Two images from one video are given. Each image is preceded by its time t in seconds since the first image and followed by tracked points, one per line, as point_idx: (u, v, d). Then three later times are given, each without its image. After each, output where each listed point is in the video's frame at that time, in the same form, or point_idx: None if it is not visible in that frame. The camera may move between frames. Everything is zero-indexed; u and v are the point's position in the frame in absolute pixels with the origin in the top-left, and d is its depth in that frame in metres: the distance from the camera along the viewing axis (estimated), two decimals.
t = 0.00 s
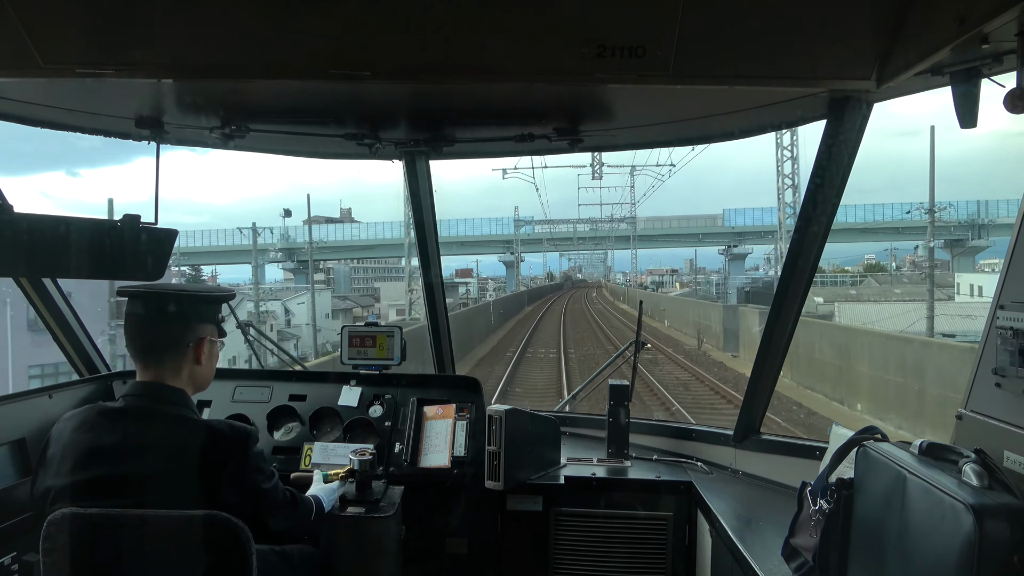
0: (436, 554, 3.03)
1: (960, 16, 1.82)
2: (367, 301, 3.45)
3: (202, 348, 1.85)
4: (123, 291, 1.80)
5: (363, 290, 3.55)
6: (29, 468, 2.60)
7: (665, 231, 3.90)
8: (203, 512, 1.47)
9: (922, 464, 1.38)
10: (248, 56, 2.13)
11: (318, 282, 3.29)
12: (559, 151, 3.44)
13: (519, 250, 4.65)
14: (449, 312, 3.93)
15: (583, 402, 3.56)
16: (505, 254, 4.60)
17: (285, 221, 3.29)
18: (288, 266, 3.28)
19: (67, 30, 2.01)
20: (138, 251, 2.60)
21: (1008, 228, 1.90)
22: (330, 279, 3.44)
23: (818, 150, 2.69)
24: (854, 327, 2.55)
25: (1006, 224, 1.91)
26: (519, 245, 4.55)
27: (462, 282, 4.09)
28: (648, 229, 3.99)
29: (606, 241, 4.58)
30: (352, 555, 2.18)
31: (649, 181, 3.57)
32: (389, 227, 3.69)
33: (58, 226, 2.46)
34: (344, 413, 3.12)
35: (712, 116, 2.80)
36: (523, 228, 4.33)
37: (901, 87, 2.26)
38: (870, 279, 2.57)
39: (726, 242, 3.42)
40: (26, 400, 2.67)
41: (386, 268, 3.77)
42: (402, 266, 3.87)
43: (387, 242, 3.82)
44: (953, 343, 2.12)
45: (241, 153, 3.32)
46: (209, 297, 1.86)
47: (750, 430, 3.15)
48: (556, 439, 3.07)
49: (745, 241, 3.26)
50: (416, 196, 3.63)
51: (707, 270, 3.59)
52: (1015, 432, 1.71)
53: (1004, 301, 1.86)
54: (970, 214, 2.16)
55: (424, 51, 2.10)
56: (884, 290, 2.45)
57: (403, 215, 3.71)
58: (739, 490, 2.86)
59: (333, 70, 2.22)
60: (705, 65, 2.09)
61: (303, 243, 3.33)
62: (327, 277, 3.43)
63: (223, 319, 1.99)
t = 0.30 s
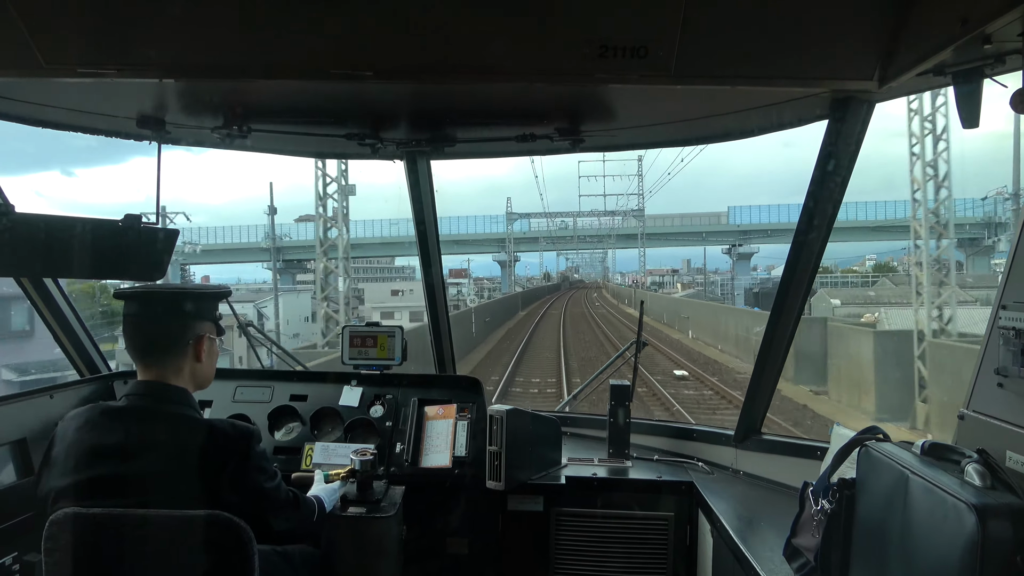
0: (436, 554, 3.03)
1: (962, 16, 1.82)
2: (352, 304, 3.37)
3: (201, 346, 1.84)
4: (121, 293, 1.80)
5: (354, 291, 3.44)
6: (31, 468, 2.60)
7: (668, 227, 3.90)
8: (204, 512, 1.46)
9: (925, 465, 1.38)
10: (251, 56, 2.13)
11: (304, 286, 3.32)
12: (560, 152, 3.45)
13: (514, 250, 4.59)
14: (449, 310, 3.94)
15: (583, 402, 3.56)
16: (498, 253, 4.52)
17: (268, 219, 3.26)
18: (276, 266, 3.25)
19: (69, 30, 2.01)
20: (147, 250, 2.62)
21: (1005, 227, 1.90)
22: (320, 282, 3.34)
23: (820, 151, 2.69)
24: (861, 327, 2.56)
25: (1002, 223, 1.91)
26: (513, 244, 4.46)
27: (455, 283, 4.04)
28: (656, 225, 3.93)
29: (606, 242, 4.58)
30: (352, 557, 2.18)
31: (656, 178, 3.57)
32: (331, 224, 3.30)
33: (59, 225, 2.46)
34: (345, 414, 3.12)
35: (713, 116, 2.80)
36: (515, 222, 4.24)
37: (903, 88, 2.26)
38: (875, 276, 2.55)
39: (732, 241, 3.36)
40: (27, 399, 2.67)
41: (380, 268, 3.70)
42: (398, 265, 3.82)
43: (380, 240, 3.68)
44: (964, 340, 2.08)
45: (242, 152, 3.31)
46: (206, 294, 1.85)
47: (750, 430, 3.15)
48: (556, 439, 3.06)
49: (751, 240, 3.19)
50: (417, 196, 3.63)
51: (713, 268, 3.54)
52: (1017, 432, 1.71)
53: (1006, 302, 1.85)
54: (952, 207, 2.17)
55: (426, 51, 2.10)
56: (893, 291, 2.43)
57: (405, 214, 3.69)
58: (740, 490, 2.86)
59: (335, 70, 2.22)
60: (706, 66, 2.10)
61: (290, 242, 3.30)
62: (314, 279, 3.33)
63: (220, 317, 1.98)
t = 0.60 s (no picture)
0: (436, 555, 3.03)
1: (964, 16, 1.82)
2: (334, 306, 3.29)
3: (197, 346, 1.84)
4: (111, 300, 1.78)
5: (338, 290, 3.41)
6: (31, 468, 2.60)
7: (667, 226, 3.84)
8: (204, 513, 1.46)
9: (927, 464, 1.38)
10: (252, 56, 2.13)
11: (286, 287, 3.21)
12: (561, 152, 3.45)
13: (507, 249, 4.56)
14: (450, 310, 3.94)
15: (584, 402, 3.55)
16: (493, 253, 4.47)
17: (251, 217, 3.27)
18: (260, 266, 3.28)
19: (71, 30, 2.01)
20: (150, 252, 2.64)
21: (1006, 224, 1.91)
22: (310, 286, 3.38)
23: (821, 150, 2.69)
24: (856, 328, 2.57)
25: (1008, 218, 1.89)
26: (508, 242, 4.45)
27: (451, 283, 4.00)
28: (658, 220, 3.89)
29: (605, 241, 4.59)
30: (352, 557, 2.17)
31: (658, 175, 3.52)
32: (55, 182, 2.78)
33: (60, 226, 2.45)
34: (346, 414, 3.12)
35: (714, 115, 2.80)
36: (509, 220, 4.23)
37: (905, 87, 2.25)
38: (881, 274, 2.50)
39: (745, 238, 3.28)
40: (28, 400, 2.67)
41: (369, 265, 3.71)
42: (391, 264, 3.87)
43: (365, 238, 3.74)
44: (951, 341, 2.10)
45: (243, 152, 3.31)
46: (199, 293, 1.85)
47: (750, 430, 3.15)
48: (557, 438, 3.05)
49: (759, 238, 3.19)
50: (418, 196, 3.63)
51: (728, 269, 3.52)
52: (1019, 432, 1.71)
53: (1008, 302, 1.85)
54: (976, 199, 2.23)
55: (427, 51, 2.10)
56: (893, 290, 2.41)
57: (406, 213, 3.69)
58: (741, 490, 2.85)
59: (336, 70, 2.22)
60: (707, 65, 2.10)
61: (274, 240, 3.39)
62: (306, 281, 3.39)
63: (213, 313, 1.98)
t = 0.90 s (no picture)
0: (436, 556, 3.02)
1: (963, 16, 1.82)
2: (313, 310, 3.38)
3: (200, 348, 1.84)
4: (113, 301, 1.78)
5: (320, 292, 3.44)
6: (32, 470, 2.60)
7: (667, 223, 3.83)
8: (205, 514, 1.46)
9: (927, 464, 1.38)
10: (252, 57, 2.13)
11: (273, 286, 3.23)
12: (560, 153, 3.45)
13: (502, 249, 4.55)
14: (450, 311, 3.93)
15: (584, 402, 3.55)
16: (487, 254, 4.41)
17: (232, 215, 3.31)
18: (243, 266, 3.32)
19: (71, 31, 2.01)
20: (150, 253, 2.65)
21: (1010, 221, 1.91)
22: (297, 279, 3.48)
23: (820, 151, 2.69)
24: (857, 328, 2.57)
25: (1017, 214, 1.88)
26: (506, 242, 4.47)
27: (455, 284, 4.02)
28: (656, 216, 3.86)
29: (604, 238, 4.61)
30: (352, 559, 2.17)
31: (654, 172, 3.51)
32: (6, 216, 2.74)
33: (59, 227, 2.45)
34: (346, 415, 3.12)
35: (713, 116, 2.81)
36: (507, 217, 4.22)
37: (904, 87, 2.26)
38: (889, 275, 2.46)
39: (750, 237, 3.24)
40: (28, 402, 2.67)
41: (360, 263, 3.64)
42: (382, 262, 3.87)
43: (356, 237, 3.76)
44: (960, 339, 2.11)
45: (243, 153, 3.31)
46: (201, 295, 1.85)
47: (750, 430, 3.15)
48: (556, 439, 3.05)
49: (766, 235, 3.11)
50: (417, 197, 3.63)
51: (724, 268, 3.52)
52: (1019, 432, 1.71)
53: (1007, 302, 1.86)
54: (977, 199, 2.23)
55: (426, 52, 2.10)
56: (900, 291, 2.39)
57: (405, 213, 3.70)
58: (741, 491, 2.85)
59: (336, 71, 2.22)
60: (706, 66, 2.10)
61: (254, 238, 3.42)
62: (293, 276, 3.50)
63: (215, 314, 1.99)
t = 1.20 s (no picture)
0: (436, 557, 3.02)
1: (960, 15, 1.82)
2: (287, 313, 3.31)
3: (200, 348, 1.84)
4: (115, 298, 1.78)
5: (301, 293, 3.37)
6: (30, 472, 2.60)
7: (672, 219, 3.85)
8: (203, 515, 1.46)
9: (926, 463, 1.38)
10: (249, 58, 2.13)
11: (257, 286, 3.20)
12: (558, 152, 3.45)
13: (495, 245, 4.48)
14: (449, 314, 3.92)
15: (582, 402, 3.55)
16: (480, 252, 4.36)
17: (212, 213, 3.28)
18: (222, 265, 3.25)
19: (68, 33, 2.01)
20: (148, 254, 2.64)
21: (1007, 217, 1.91)
22: (284, 278, 3.40)
23: (819, 149, 2.70)
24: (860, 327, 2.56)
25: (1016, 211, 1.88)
26: (504, 239, 4.49)
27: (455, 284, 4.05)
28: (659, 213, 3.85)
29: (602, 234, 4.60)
30: (351, 560, 2.17)
31: (658, 164, 3.43)
32: None
33: (57, 229, 2.45)
34: (345, 415, 3.11)
35: (711, 115, 2.81)
36: (512, 210, 4.23)
37: (902, 86, 2.26)
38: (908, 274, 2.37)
39: (755, 234, 3.17)
40: (26, 403, 2.67)
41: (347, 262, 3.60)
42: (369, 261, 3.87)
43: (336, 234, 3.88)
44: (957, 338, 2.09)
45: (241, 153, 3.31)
46: (204, 296, 1.85)
47: (750, 430, 3.14)
48: (556, 438, 3.05)
49: (773, 232, 3.03)
50: (416, 197, 3.63)
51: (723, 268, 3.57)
52: (1018, 430, 1.71)
53: (1006, 300, 1.85)
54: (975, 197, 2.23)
55: (423, 53, 2.10)
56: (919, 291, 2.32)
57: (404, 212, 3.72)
58: (741, 490, 2.85)
59: (333, 71, 2.22)
60: (705, 65, 2.10)
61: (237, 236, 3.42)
62: (280, 274, 3.43)
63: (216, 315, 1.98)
